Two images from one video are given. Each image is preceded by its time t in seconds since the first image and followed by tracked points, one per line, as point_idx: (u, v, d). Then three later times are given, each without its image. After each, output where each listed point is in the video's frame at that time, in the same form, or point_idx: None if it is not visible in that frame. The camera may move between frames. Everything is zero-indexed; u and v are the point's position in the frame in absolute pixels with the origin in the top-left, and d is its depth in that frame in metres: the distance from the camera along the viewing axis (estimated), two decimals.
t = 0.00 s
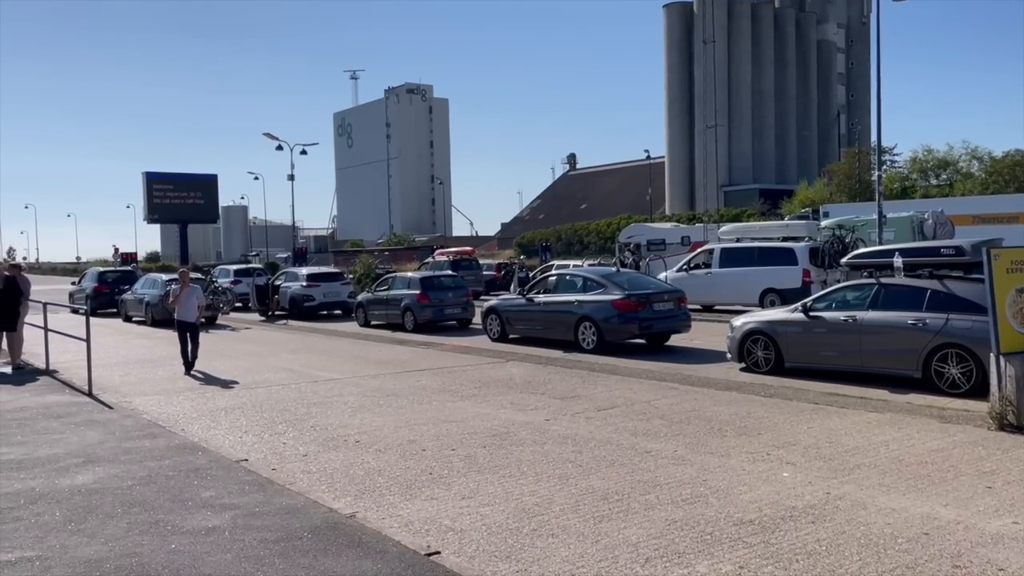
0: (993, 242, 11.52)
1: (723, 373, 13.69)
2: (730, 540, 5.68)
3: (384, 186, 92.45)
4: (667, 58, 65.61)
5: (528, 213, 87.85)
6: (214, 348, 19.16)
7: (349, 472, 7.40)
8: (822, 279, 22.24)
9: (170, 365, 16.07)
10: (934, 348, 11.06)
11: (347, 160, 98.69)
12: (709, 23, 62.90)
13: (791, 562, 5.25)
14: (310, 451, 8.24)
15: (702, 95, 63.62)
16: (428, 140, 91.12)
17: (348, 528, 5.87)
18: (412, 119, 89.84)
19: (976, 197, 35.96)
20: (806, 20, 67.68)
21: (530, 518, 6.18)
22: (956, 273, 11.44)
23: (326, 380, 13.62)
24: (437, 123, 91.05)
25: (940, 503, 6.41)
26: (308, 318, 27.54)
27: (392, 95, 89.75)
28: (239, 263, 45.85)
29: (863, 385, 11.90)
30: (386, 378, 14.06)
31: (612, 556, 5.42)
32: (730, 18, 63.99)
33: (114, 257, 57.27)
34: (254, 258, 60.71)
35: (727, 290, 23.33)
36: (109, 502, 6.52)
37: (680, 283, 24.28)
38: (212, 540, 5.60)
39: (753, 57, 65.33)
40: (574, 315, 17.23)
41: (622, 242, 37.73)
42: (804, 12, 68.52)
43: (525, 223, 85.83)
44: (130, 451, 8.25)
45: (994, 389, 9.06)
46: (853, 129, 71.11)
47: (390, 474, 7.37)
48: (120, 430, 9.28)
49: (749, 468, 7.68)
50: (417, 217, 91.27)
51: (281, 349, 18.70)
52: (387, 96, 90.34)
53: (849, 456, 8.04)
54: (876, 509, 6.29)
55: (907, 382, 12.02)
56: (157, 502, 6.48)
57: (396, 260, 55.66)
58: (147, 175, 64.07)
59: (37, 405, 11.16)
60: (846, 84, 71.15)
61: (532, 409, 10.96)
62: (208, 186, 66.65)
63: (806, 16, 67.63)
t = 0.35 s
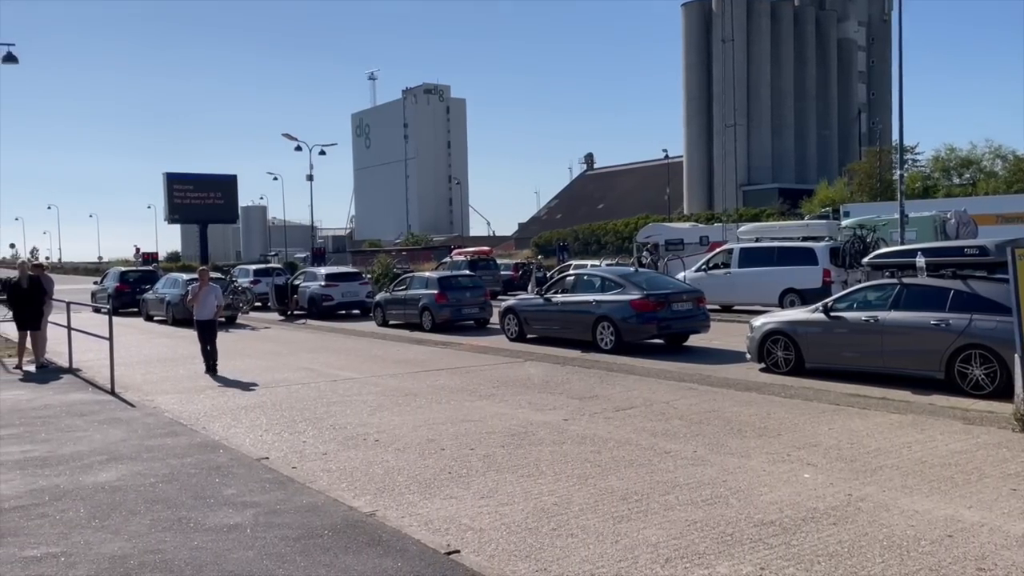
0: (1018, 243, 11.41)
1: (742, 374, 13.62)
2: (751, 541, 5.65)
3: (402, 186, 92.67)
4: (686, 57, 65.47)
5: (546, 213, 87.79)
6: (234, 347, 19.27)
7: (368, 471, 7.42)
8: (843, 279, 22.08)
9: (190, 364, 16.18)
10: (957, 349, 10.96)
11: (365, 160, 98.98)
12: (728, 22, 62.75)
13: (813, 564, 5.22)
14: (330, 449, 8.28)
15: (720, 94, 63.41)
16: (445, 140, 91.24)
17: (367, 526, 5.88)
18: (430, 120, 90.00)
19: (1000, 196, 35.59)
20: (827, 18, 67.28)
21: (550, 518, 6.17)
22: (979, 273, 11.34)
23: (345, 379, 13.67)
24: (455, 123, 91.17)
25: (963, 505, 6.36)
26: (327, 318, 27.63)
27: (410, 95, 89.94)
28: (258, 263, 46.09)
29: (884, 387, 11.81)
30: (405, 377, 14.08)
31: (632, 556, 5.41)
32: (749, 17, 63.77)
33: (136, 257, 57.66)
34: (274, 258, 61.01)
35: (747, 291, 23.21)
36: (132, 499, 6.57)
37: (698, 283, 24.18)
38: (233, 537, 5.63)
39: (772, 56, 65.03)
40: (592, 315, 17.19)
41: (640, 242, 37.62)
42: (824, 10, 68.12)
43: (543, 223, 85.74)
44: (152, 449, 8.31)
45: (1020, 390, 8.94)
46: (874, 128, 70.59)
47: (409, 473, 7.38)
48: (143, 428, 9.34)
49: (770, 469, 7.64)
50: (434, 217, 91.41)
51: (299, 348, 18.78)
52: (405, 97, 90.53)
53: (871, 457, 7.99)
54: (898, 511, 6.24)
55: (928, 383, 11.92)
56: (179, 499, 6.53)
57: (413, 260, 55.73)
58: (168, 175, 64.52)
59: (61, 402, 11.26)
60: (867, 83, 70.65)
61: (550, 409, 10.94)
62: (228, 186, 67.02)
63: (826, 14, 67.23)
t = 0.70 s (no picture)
0: None
1: (757, 375, 13.56)
2: (767, 543, 5.63)
3: (415, 187, 92.79)
4: (700, 57, 65.24)
5: (559, 213, 87.76)
6: (249, 347, 19.35)
7: (383, 471, 7.44)
8: (859, 279, 21.96)
9: (206, 364, 16.25)
10: (975, 350, 10.87)
11: (378, 161, 99.19)
12: (743, 22, 62.50)
13: (830, 565, 5.19)
14: (345, 449, 8.30)
15: (735, 94, 63.17)
16: (459, 141, 91.28)
17: (382, 525, 5.89)
18: (444, 120, 90.10)
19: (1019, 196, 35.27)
20: (842, 17, 66.88)
21: (564, 519, 6.16)
22: (998, 274, 11.26)
23: (359, 379, 13.69)
24: (469, 124, 91.21)
25: (981, 508, 6.31)
26: (342, 318, 27.71)
27: (424, 96, 90.01)
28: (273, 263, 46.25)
29: (900, 388, 11.74)
30: (419, 377, 14.09)
31: (646, 557, 5.40)
32: (764, 17, 63.47)
33: (151, 258, 57.95)
34: (288, 258, 61.18)
35: (762, 291, 23.12)
36: (150, 497, 6.61)
37: (713, 283, 24.10)
38: (249, 536, 5.66)
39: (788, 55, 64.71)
40: (606, 316, 17.16)
41: (654, 242, 37.53)
42: (840, 10, 67.73)
43: (557, 223, 85.68)
44: (169, 448, 8.35)
45: None
46: (891, 128, 70.14)
47: (424, 473, 7.39)
48: (159, 427, 9.39)
49: (786, 471, 7.61)
50: (448, 218, 91.54)
51: (313, 348, 18.82)
52: (419, 97, 90.58)
53: (888, 459, 7.95)
54: (916, 514, 6.20)
55: (946, 385, 11.83)
56: (196, 497, 6.56)
57: (427, 260, 55.82)
58: (183, 176, 64.82)
59: (79, 402, 11.33)
60: (883, 82, 70.21)
61: (565, 410, 10.93)
62: (243, 187, 67.27)
63: (842, 13, 66.84)
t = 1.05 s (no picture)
0: None
1: (759, 377, 13.55)
2: (770, 545, 5.62)
3: (417, 189, 92.80)
4: (702, 59, 65.21)
5: (561, 215, 87.77)
6: (250, 348, 19.34)
7: (385, 472, 7.42)
8: (861, 281, 21.93)
9: (207, 365, 16.25)
10: (979, 352, 10.85)
11: (380, 163, 99.22)
12: (745, 23, 62.49)
13: (833, 568, 5.18)
14: (347, 450, 8.28)
15: (737, 96, 63.10)
16: (461, 142, 91.27)
17: (384, 527, 5.88)
18: (445, 122, 90.10)
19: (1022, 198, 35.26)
20: (844, 19, 66.85)
21: (567, 520, 6.15)
22: (1001, 276, 11.24)
23: (361, 381, 13.68)
24: (471, 125, 91.21)
25: (985, 510, 6.29)
26: (343, 320, 27.71)
27: (426, 97, 89.95)
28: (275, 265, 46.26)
29: (902, 390, 11.72)
30: (421, 379, 14.07)
31: (649, 559, 5.39)
32: (766, 18, 63.46)
33: (153, 259, 57.95)
34: (289, 260, 61.21)
35: (763, 293, 23.10)
36: (151, 498, 6.61)
37: (715, 285, 24.08)
38: (250, 537, 5.65)
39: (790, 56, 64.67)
40: (608, 317, 17.15)
41: (656, 244, 37.51)
42: (842, 11, 67.72)
43: (559, 225, 85.66)
44: (170, 449, 8.35)
45: None
46: (893, 130, 70.08)
47: (425, 475, 7.37)
48: (160, 428, 9.39)
49: (789, 473, 7.59)
50: (450, 220, 91.55)
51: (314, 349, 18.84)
52: (421, 99, 90.54)
53: (891, 462, 7.93)
54: (919, 516, 6.19)
55: (949, 387, 11.80)
56: (197, 498, 6.55)
57: (429, 261, 55.83)
58: (185, 177, 64.88)
59: (80, 403, 11.33)
60: (885, 84, 70.17)
61: (567, 412, 10.91)
62: (245, 188, 67.28)
63: (843, 15, 66.81)
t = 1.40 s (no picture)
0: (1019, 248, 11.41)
1: (742, 379, 13.61)
2: (751, 545, 5.65)
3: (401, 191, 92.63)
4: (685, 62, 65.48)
5: (545, 218, 87.88)
6: (232, 350, 19.25)
7: (367, 475, 7.41)
8: (842, 284, 22.08)
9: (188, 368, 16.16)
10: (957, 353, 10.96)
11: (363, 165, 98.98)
12: (727, 28, 62.82)
13: (812, 568, 5.22)
14: (329, 453, 8.26)
15: (720, 100, 63.43)
16: (445, 144, 91.19)
17: (366, 530, 5.86)
18: (429, 124, 89.97)
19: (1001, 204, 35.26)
20: (825, 24, 67.34)
21: (549, 522, 6.16)
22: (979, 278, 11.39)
23: (344, 383, 13.64)
24: (455, 128, 91.16)
25: (962, 510, 6.35)
26: (326, 322, 27.62)
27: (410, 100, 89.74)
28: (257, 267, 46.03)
29: (883, 391, 11.81)
30: (404, 381, 14.05)
31: (631, 560, 5.40)
32: (748, 23, 63.84)
33: (134, 261, 57.55)
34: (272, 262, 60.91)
35: (745, 296, 23.24)
36: (131, 502, 6.56)
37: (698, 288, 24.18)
38: (231, 541, 5.63)
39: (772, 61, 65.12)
40: (590, 320, 17.20)
41: (639, 247, 37.64)
42: (822, 16, 68.22)
43: (543, 227, 85.78)
44: (150, 452, 8.30)
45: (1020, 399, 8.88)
46: (873, 134, 70.63)
47: (408, 477, 7.36)
48: (141, 431, 9.33)
49: (770, 474, 7.64)
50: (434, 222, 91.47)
51: (297, 351, 18.76)
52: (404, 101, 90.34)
53: (870, 462, 7.99)
54: (897, 516, 6.24)
55: (928, 389, 11.90)
56: (177, 502, 6.52)
57: (412, 264, 55.74)
58: (167, 179, 64.54)
59: (59, 405, 11.25)
60: (865, 89, 70.72)
61: (549, 413, 10.94)
62: (227, 190, 66.97)
63: (824, 20, 67.30)
